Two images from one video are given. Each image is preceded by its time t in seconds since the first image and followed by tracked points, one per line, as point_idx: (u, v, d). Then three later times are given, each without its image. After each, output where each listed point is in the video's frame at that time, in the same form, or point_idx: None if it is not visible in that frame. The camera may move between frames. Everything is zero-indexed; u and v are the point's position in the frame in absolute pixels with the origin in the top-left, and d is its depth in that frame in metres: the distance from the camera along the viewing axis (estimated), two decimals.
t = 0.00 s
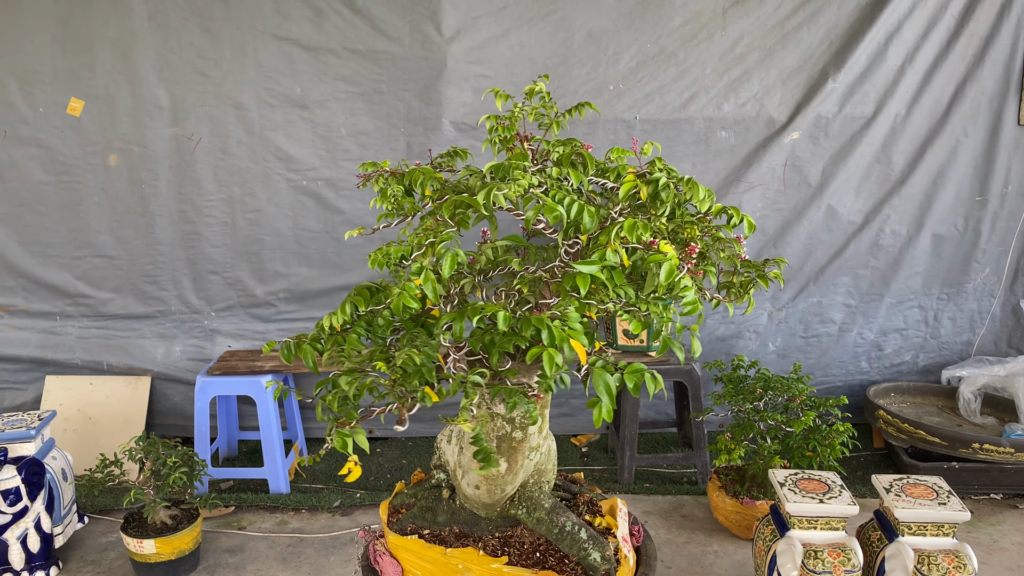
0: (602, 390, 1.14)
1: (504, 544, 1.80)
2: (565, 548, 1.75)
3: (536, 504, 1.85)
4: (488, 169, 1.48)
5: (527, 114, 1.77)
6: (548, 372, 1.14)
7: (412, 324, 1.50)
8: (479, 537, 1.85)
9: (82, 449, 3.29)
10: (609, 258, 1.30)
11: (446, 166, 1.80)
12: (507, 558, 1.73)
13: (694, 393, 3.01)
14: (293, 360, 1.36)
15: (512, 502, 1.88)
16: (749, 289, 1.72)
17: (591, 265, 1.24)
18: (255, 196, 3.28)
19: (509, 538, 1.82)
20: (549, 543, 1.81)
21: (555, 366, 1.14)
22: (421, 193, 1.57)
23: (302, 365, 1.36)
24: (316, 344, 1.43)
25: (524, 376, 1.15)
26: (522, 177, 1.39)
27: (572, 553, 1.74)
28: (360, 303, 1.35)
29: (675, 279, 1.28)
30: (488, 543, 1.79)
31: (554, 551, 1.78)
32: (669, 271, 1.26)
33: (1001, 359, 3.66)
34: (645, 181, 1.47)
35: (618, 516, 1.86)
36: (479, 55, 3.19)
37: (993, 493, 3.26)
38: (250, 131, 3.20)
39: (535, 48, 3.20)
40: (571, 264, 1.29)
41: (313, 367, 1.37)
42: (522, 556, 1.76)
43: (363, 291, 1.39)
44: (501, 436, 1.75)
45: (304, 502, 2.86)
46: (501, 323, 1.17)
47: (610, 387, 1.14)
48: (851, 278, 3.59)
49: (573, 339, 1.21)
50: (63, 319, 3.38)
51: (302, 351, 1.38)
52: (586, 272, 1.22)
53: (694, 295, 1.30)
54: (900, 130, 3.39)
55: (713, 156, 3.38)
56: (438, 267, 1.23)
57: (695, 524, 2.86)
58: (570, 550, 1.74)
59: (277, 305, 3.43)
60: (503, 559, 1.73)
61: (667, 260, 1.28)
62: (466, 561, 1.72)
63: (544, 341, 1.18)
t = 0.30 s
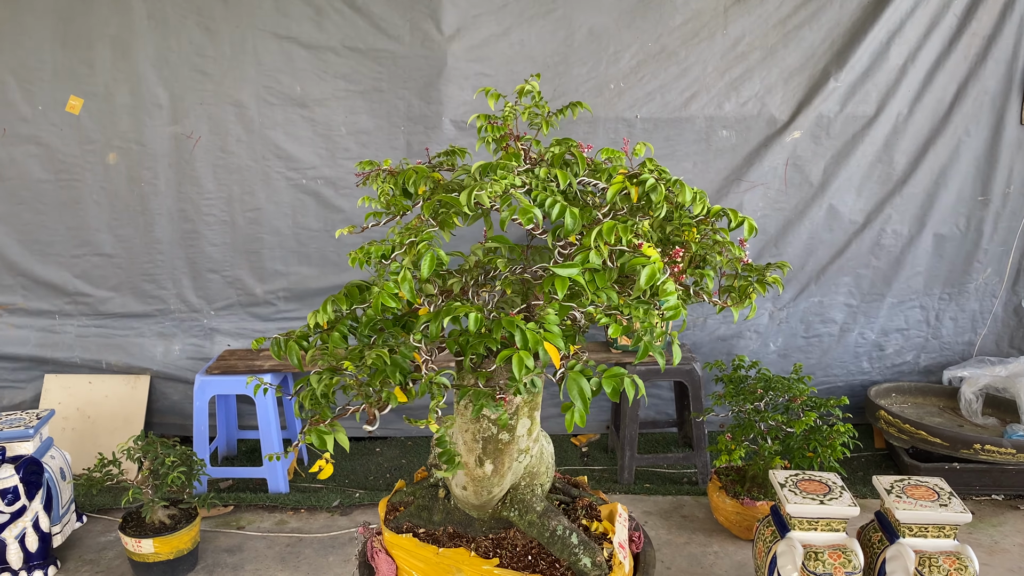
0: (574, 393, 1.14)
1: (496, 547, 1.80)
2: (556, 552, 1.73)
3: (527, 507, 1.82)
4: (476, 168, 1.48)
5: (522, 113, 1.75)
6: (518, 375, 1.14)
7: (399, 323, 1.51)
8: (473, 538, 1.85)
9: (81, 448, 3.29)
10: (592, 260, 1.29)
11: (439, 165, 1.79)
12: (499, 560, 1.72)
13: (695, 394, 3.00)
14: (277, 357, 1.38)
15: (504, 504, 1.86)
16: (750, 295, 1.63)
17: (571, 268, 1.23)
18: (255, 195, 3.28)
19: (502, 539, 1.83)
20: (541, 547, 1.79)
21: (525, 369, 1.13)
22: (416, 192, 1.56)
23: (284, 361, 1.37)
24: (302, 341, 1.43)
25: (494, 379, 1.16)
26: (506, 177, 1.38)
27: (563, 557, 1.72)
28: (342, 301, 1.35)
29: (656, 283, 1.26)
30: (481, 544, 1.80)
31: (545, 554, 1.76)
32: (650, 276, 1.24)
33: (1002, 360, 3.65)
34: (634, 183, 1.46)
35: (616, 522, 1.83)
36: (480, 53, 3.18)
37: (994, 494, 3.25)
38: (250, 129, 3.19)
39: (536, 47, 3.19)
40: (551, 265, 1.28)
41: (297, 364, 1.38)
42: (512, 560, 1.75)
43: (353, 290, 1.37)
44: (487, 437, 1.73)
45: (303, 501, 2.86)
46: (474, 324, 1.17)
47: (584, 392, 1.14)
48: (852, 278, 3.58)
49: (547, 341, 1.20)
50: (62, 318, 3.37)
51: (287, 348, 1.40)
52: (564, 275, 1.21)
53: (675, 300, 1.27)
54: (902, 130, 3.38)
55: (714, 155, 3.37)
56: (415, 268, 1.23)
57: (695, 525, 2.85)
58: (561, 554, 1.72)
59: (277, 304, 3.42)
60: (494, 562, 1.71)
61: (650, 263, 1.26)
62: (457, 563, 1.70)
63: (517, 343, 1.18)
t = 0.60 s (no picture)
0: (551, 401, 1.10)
1: (491, 553, 1.75)
2: (549, 560, 1.68)
3: (522, 513, 1.77)
4: (466, 168, 1.46)
5: (518, 113, 1.72)
6: (490, 381, 1.10)
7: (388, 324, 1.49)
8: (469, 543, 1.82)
9: (80, 447, 3.28)
10: (579, 264, 1.24)
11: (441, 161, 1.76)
12: (491, 566, 1.68)
13: (698, 395, 2.98)
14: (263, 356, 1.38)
15: (499, 510, 1.82)
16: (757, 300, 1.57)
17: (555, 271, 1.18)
18: (255, 193, 3.26)
19: (497, 546, 1.78)
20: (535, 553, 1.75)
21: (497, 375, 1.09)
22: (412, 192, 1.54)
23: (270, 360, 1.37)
24: (290, 340, 1.42)
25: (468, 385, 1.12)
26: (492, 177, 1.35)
27: (556, 565, 1.66)
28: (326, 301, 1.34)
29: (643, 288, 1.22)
30: (476, 549, 1.75)
31: (539, 562, 1.72)
32: (637, 281, 1.19)
33: (1008, 361, 3.62)
34: (628, 184, 1.42)
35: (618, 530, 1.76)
36: (482, 51, 3.16)
37: (999, 497, 3.22)
38: (250, 127, 3.18)
39: (538, 44, 3.17)
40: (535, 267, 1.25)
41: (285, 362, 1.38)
42: (505, 566, 1.70)
43: (342, 288, 1.34)
44: (475, 442, 1.72)
45: (303, 501, 2.84)
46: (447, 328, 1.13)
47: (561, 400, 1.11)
48: (857, 278, 3.55)
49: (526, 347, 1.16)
50: (61, 316, 3.36)
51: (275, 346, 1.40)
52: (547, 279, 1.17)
53: (663, 306, 1.22)
54: (907, 129, 3.35)
55: (718, 154, 3.35)
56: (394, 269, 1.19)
57: (697, 526, 2.83)
58: (554, 562, 1.66)
59: (277, 302, 3.41)
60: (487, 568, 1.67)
61: (637, 269, 1.21)
62: (451, 566, 1.68)
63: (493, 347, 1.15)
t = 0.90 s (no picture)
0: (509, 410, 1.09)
1: (480, 558, 1.75)
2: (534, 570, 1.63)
3: (508, 520, 1.70)
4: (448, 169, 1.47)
5: (511, 114, 1.69)
6: (440, 387, 1.08)
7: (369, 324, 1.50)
8: (460, 546, 1.80)
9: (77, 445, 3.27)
10: (551, 268, 1.20)
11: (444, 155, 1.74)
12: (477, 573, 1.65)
13: (700, 396, 2.96)
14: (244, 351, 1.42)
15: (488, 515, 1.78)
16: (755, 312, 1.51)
17: (520, 275, 1.16)
18: (255, 191, 3.25)
19: (487, 551, 1.78)
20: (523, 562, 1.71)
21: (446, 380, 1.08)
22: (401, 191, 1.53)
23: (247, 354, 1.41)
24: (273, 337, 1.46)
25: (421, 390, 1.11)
26: (465, 179, 1.35)
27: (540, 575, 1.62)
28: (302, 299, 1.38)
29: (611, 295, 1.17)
30: (465, 553, 1.76)
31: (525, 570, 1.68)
32: (604, 288, 1.14)
33: (1013, 363, 3.60)
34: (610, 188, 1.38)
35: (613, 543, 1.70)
36: (484, 49, 3.14)
37: (1003, 500, 3.20)
38: (250, 125, 3.16)
39: (540, 42, 3.15)
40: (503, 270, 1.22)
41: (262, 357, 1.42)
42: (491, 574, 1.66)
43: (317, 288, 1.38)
44: (453, 445, 1.68)
45: (302, 502, 2.83)
46: (402, 330, 1.13)
47: (516, 408, 1.08)
48: (860, 279, 3.53)
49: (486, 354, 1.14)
50: (60, 314, 3.35)
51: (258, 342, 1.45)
52: (510, 283, 1.15)
53: (632, 315, 1.17)
54: (912, 129, 3.32)
55: (721, 153, 3.32)
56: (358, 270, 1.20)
57: (699, 529, 2.81)
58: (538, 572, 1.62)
59: (276, 301, 3.40)
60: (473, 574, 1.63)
61: (607, 275, 1.16)
62: (438, 568, 1.66)
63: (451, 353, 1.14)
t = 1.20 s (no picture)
0: (478, 413, 1.06)
1: (478, 560, 1.71)
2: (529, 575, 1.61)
3: (505, 523, 1.70)
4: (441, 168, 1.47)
5: (512, 112, 1.65)
6: (409, 388, 1.06)
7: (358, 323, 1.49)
8: (460, 547, 1.78)
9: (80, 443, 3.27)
10: (534, 268, 1.17)
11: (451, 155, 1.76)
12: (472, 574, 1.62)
13: (706, 397, 2.93)
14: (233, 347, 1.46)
15: (485, 517, 1.75)
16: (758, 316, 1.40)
17: (500, 277, 1.13)
18: (259, 188, 3.24)
19: (486, 553, 1.74)
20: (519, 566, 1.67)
21: (414, 381, 1.06)
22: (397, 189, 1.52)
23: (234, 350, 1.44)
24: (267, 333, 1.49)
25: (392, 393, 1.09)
26: (450, 178, 1.34)
27: None
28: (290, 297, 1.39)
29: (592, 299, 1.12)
30: (463, 554, 1.72)
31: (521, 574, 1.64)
32: (583, 292, 1.09)
33: (1021, 364, 3.57)
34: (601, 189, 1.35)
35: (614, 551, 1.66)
36: (489, 46, 3.12)
37: (1011, 503, 3.17)
38: (254, 122, 3.15)
39: (546, 40, 3.13)
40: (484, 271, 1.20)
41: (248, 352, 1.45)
42: None
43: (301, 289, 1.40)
44: (444, 445, 1.66)
45: (305, 501, 2.82)
46: (373, 329, 1.12)
47: (486, 411, 1.06)
48: (867, 279, 3.50)
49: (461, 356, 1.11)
50: (63, 312, 3.34)
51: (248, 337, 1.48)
52: (489, 284, 1.12)
53: (613, 320, 1.11)
54: (920, 129, 3.29)
55: (728, 151, 3.30)
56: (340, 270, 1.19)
57: (704, 530, 2.79)
58: None
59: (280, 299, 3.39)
60: None
61: (588, 279, 1.11)
62: (436, 569, 1.65)
63: (426, 354, 1.12)
